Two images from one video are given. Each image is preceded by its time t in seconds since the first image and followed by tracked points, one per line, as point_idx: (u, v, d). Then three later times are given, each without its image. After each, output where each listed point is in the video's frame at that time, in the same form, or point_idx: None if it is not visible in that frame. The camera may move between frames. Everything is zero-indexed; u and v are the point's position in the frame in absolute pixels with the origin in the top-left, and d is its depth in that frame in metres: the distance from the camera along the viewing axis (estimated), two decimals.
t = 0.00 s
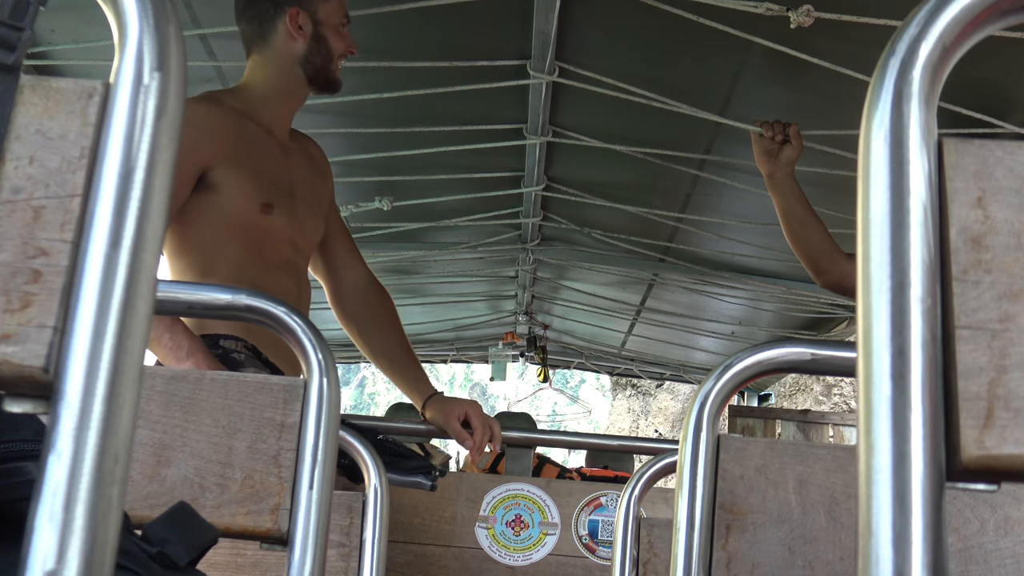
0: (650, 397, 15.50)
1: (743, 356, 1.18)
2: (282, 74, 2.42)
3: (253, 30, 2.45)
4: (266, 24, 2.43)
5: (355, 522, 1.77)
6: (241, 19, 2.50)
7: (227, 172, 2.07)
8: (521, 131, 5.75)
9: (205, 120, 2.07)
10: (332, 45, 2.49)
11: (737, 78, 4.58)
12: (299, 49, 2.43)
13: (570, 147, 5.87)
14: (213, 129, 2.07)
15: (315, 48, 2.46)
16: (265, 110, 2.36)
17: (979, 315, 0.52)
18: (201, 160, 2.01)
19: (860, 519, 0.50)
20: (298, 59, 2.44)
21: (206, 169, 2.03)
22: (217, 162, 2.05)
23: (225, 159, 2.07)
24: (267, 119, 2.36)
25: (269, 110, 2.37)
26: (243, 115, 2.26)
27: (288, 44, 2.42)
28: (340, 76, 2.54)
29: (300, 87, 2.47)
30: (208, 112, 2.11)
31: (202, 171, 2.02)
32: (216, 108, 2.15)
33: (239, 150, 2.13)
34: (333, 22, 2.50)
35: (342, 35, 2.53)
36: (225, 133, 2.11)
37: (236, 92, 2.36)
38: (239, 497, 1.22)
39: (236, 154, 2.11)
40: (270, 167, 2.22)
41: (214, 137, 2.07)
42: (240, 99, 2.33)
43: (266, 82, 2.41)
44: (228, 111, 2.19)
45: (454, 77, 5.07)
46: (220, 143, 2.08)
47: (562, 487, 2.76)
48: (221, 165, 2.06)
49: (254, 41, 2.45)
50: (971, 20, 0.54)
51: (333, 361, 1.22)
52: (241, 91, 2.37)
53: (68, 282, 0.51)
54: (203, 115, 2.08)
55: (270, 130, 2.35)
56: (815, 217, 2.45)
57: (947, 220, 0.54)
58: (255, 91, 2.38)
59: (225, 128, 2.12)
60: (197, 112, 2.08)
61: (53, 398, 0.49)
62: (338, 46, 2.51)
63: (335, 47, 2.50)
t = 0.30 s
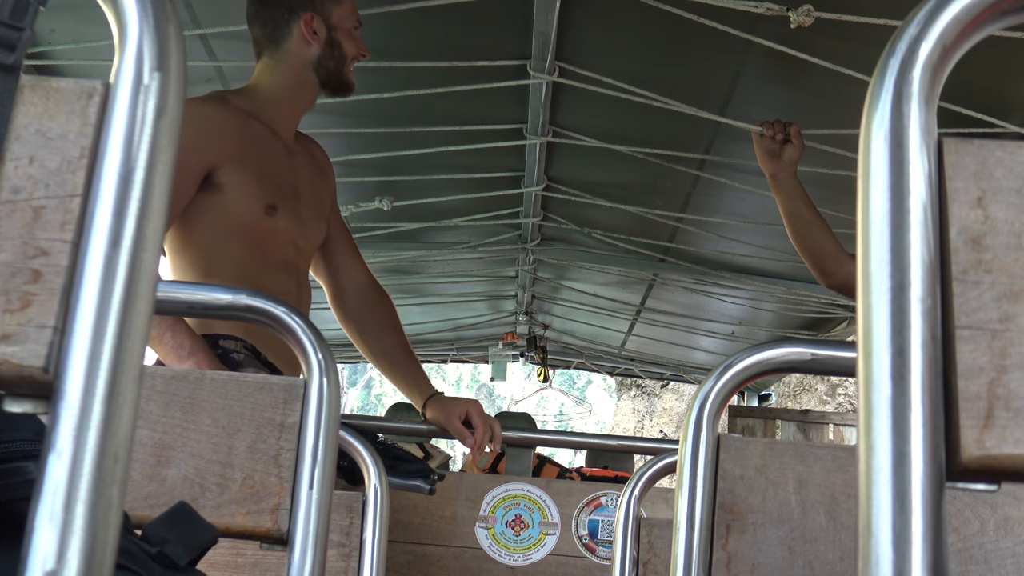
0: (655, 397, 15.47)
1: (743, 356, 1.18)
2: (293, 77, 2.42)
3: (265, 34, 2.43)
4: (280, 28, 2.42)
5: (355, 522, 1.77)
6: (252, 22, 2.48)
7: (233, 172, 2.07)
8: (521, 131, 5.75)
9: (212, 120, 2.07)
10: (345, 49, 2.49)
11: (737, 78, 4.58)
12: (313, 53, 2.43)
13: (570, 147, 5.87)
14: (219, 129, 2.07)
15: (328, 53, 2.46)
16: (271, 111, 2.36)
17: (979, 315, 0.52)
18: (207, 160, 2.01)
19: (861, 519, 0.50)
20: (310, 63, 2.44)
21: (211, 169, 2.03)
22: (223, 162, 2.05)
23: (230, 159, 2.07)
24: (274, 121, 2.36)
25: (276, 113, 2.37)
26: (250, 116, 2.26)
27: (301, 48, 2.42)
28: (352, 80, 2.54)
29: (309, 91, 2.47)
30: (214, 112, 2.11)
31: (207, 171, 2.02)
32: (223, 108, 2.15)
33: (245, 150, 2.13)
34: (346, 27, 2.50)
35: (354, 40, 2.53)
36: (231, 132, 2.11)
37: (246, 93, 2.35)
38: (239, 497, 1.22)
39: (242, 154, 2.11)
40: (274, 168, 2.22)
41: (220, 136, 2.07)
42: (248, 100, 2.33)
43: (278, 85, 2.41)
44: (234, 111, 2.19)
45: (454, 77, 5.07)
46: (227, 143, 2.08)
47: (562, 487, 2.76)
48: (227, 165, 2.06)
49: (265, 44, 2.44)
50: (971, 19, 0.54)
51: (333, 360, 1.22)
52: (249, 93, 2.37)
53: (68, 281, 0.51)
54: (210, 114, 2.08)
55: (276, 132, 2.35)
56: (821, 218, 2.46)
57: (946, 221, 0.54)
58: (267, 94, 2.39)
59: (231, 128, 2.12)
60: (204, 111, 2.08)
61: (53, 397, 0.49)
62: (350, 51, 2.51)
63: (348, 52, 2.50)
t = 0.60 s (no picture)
0: (661, 397, 15.42)
1: (743, 356, 1.18)
2: (296, 79, 2.42)
3: (269, 36, 2.44)
4: (283, 30, 2.42)
5: (355, 521, 1.77)
6: (256, 24, 2.49)
7: (235, 172, 2.07)
8: (521, 131, 5.75)
9: (214, 120, 2.07)
10: (348, 52, 2.49)
11: (737, 78, 4.59)
12: (316, 56, 2.43)
13: (570, 147, 5.87)
14: (221, 129, 2.07)
15: (331, 56, 2.46)
16: (273, 112, 2.36)
17: (979, 316, 0.52)
18: (209, 160, 2.01)
19: (861, 518, 0.50)
20: (313, 65, 2.43)
21: (213, 169, 2.03)
22: (225, 162, 2.05)
23: (232, 159, 2.07)
24: (276, 122, 2.36)
25: (278, 114, 2.37)
26: (253, 116, 2.26)
27: (305, 51, 2.42)
28: (356, 82, 2.54)
29: (311, 92, 2.47)
30: (216, 112, 2.11)
31: (209, 171, 2.02)
32: (225, 108, 2.15)
33: (247, 150, 2.13)
34: (350, 30, 2.50)
35: (358, 43, 2.53)
36: (233, 132, 2.11)
37: (248, 94, 2.35)
38: (239, 497, 1.22)
39: (244, 154, 2.11)
40: (276, 169, 2.22)
41: (222, 136, 2.07)
42: (251, 102, 2.33)
43: (280, 87, 2.41)
44: (237, 112, 2.19)
45: (454, 78, 5.07)
46: (229, 143, 2.08)
47: (562, 487, 2.76)
48: (229, 166, 2.06)
49: (268, 46, 2.44)
50: (971, 19, 0.54)
51: (333, 361, 1.22)
52: (252, 94, 2.36)
53: (68, 281, 0.51)
54: (212, 114, 2.08)
55: (278, 132, 2.34)
56: (820, 218, 2.46)
57: (947, 220, 0.54)
58: (270, 95, 2.39)
59: (233, 128, 2.12)
60: (206, 111, 2.08)
61: (53, 397, 0.49)
62: (354, 54, 2.52)
63: (351, 55, 2.50)
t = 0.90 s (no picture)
0: (664, 397, 15.39)
1: (743, 356, 1.18)
2: (296, 80, 2.42)
3: (269, 36, 2.44)
4: (284, 31, 2.43)
5: (355, 521, 1.77)
6: (258, 24, 2.50)
7: (234, 172, 2.07)
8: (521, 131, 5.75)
9: (214, 120, 2.07)
10: (348, 54, 2.49)
11: (737, 78, 4.59)
12: (317, 58, 2.43)
13: (570, 147, 5.87)
14: (221, 129, 2.07)
15: (332, 58, 2.46)
16: (273, 112, 2.36)
17: (979, 315, 0.52)
18: (209, 160, 2.01)
19: (861, 519, 0.50)
20: (313, 67, 2.44)
21: (213, 169, 2.03)
22: (225, 163, 2.05)
23: (232, 160, 2.07)
24: (276, 122, 2.36)
25: (278, 114, 2.37)
26: (253, 117, 2.26)
27: (305, 53, 2.42)
28: (356, 85, 2.53)
29: (311, 93, 2.47)
30: (216, 112, 2.11)
31: (209, 171, 2.02)
32: (225, 108, 2.15)
33: (247, 150, 2.13)
34: (351, 31, 2.50)
35: (359, 44, 2.53)
36: (234, 132, 2.11)
37: (249, 94, 2.35)
38: (239, 497, 1.22)
39: (244, 154, 2.11)
40: (276, 170, 2.22)
41: (222, 136, 2.07)
42: (251, 102, 2.33)
43: (282, 87, 2.41)
44: (237, 112, 2.19)
45: (454, 78, 5.07)
46: (229, 143, 2.08)
47: (562, 487, 2.76)
48: (229, 166, 2.06)
49: (270, 46, 2.44)
50: (970, 20, 0.54)
51: (333, 361, 1.22)
52: (253, 94, 2.36)
53: (68, 281, 0.51)
54: (211, 114, 2.08)
55: (277, 132, 2.34)
56: (820, 218, 2.46)
57: (946, 221, 0.54)
58: (271, 95, 2.39)
59: (233, 128, 2.12)
60: (206, 111, 2.08)
61: (53, 398, 0.49)
62: (355, 56, 2.51)
63: (352, 57, 2.50)
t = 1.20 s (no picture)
0: (669, 397, 15.37)
1: (743, 356, 1.18)
2: (295, 80, 2.42)
3: (269, 37, 2.44)
4: (284, 31, 2.43)
5: (355, 521, 1.77)
6: (257, 25, 2.50)
7: (234, 172, 2.07)
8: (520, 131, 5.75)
9: (214, 120, 2.07)
10: (348, 54, 2.48)
11: (737, 78, 4.59)
12: (316, 58, 2.43)
13: (570, 147, 5.87)
14: (221, 128, 2.07)
15: (331, 57, 2.45)
16: (273, 113, 2.36)
17: (979, 315, 0.52)
18: (209, 160, 2.01)
19: (861, 519, 0.50)
20: (313, 67, 2.43)
21: (213, 168, 2.03)
22: (225, 162, 2.05)
23: (232, 160, 2.07)
24: (276, 123, 2.36)
25: (277, 114, 2.37)
26: (253, 117, 2.26)
27: (305, 53, 2.42)
28: (356, 85, 2.53)
29: (311, 93, 2.47)
30: (216, 111, 2.11)
31: (208, 171, 2.02)
32: (225, 108, 2.15)
33: (247, 150, 2.13)
34: (350, 30, 2.49)
35: (359, 43, 2.52)
36: (234, 132, 2.11)
37: (249, 95, 2.35)
38: (239, 497, 1.22)
39: (243, 154, 2.11)
40: (276, 169, 2.22)
41: (222, 135, 2.07)
42: (251, 102, 2.33)
43: (281, 87, 2.41)
44: (237, 112, 2.19)
45: (455, 78, 5.07)
46: (228, 142, 2.08)
47: (561, 487, 2.76)
48: (228, 166, 2.06)
49: (269, 47, 2.45)
50: (970, 20, 0.54)
51: (333, 361, 1.22)
52: (252, 94, 2.36)
53: (68, 282, 0.51)
54: (211, 114, 2.08)
55: (277, 132, 2.34)
56: (820, 218, 2.46)
57: (946, 220, 0.54)
58: (271, 95, 2.39)
59: (233, 127, 2.12)
60: (206, 111, 2.08)
61: (53, 397, 0.49)
62: (354, 56, 2.51)
63: (351, 56, 2.49)
